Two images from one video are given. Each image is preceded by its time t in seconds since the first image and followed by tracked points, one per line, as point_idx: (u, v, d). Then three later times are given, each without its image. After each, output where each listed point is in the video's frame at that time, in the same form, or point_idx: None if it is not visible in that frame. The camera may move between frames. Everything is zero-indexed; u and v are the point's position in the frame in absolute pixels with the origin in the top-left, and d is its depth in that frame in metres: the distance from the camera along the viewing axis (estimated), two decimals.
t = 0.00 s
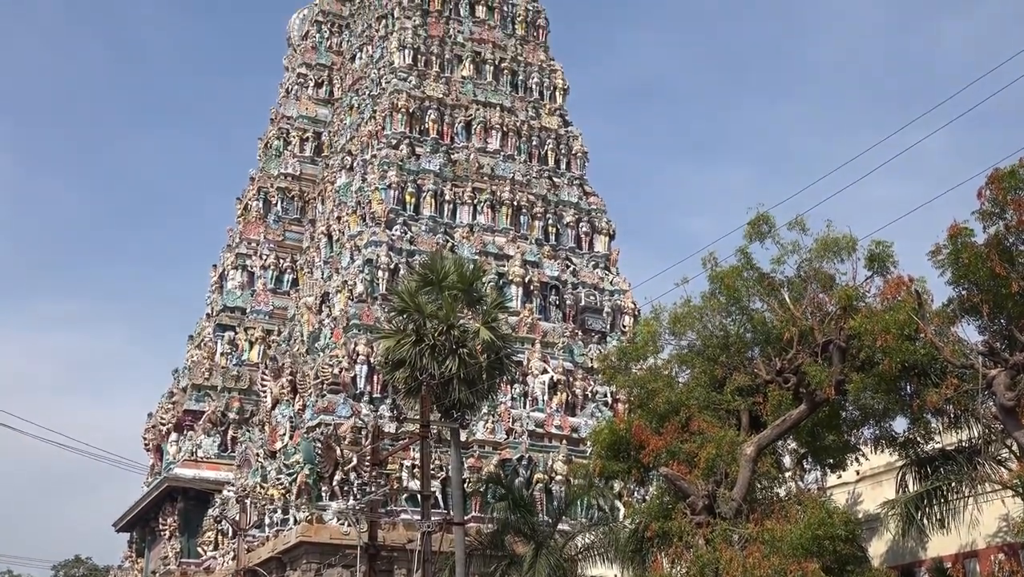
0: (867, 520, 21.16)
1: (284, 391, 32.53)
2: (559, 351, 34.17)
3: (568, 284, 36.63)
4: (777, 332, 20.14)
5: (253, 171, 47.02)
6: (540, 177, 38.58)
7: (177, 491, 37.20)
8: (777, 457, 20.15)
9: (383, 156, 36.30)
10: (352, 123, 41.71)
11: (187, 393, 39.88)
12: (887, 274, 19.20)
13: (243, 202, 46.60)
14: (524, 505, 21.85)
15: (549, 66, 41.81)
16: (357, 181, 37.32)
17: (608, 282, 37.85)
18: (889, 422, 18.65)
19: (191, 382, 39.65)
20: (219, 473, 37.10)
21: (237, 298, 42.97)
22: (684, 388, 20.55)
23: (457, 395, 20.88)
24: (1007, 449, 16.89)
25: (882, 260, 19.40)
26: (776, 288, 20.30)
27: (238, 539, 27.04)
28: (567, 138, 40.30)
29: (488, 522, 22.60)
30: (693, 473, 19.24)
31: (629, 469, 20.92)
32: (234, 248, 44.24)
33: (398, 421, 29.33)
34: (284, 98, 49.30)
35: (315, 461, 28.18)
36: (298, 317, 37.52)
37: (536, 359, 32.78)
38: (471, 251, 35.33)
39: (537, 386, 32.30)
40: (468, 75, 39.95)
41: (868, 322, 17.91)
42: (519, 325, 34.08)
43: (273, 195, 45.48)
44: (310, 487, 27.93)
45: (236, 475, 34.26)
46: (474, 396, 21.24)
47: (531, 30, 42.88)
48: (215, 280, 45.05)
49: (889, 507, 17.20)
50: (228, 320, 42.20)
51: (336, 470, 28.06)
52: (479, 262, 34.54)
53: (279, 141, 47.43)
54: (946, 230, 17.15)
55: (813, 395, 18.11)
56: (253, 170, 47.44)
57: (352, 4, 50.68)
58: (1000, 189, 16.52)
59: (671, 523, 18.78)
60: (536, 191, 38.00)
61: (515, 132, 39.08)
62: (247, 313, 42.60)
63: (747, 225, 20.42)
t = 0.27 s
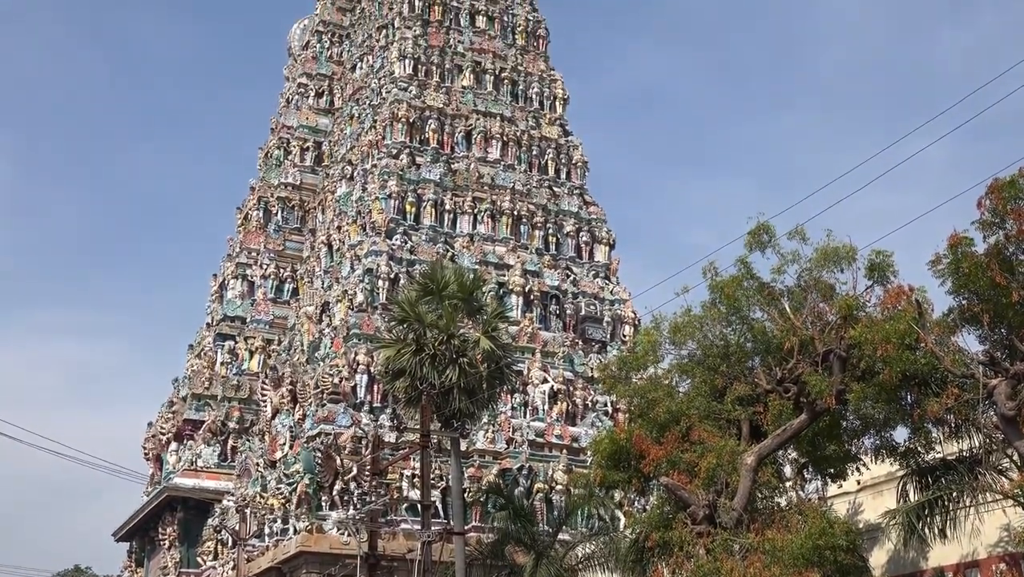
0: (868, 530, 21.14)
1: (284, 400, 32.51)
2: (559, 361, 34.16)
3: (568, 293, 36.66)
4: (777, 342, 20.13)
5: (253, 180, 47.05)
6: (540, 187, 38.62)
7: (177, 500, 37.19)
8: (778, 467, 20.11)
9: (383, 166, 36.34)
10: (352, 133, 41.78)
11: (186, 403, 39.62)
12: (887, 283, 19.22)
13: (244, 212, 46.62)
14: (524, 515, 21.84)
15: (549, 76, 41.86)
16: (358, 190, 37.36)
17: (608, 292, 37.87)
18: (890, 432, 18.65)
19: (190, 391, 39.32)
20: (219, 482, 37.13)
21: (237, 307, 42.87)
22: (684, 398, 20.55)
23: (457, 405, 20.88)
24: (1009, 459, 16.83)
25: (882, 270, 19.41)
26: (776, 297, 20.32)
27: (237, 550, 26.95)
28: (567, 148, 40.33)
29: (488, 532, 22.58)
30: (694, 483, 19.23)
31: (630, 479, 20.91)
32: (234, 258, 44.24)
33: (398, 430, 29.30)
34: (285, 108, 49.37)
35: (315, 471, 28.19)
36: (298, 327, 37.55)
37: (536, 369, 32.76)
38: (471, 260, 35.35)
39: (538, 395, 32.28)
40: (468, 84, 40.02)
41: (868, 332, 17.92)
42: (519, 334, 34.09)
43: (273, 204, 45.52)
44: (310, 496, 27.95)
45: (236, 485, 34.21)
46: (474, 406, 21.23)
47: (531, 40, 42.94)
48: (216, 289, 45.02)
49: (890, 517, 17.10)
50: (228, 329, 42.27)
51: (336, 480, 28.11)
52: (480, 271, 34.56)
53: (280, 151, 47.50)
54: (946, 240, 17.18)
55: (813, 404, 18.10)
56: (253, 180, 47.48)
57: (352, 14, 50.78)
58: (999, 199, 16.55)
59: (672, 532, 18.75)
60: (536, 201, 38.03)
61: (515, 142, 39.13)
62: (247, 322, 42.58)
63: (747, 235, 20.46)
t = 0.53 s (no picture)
0: (869, 539, 21.15)
1: (284, 410, 32.50)
2: (559, 370, 34.14)
3: (568, 303, 36.68)
4: (778, 352, 20.13)
5: (254, 190, 47.10)
6: (541, 197, 38.66)
7: (177, 510, 37.18)
8: (779, 477, 20.09)
9: (383, 175, 36.39)
10: (353, 143, 41.86)
11: (186, 413, 39.46)
12: (887, 293, 19.23)
13: (244, 221, 46.66)
14: (524, 524, 21.82)
15: (549, 86, 41.93)
16: (358, 200, 37.39)
17: (609, 302, 37.88)
18: (891, 441, 18.63)
19: (190, 402, 39.11)
20: (219, 492, 37.04)
21: (238, 317, 42.93)
22: (685, 407, 20.54)
23: (458, 414, 20.86)
24: (1010, 468, 16.77)
25: (882, 280, 19.43)
26: (777, 307, 20.34)
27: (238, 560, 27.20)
28: (567, 157, 40.37)
29: (489, 543, 22.47)
30: (694, 493, 19.21)
31: (630, 489, 20.90)
32: (235, 267, 44.27)
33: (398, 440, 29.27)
34: (285, 118, 49.45)
35: (315, 481, 27.86)
36: (298, 337, 37.60)
37: (536, 378, 32.73)
38: (472, 270, 35.38)
39: (538, 405, 32.27)
40: (468, 95, 40.09)
41: (869, 341, 17.93)
42: (519, 344, 34.09)
43: (274, 214, 45.56)
44: (310, 506, 27.60)
45: (236, 494, 34.19)
46: (474, 416, 21.14)
47: (532, 51, 43.03)
48: (216, 299, 45.03)
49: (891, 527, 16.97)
50: (228, 338, 42.28)
51: (336, 489, 27.95)
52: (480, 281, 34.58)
53: (280, 161, 47.59)
54: (947, 250, 17.20)
55: (813, 414, 18.09)
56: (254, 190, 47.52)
57: (353, 24, 50.89)
58: (999, 209, 16.58)
59: (673, 542, 18.73)
60: (537, 211, 38.04)
61: (516, 152, 39.18)
62: (247, 331, 42.60)
63: (747, 244, 20.49)
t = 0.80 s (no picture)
0: (870, 549, 21.15)
1: (284, 420, 32.38)
2: (560, 381, 34.12)
3: (569, 312, 36.66)
4: (779, 361, 20.10)
5: (254, 200, 47.13)
6: (542, 207, 38.71)
7: (177, 520, 37.13)
8: (780, 486, 20.04)
9: (383, 186, 36.42)
10: (353, 153, 41.91)
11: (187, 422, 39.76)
12: (888, 303, 19.24)
13: (245, 231, 46.67)
14: (525, 535, 21.80)
15: (549, 97, 42.01)
16: (359, 210, 37.40)
17: (609, 312, 37.88)
18: (892, 451, 18.63)
19: (191, 411, 39.48)
20: (219, 502, 36.91)
21: (238, 327, 42.94)
22: (686, 417, 20.51)
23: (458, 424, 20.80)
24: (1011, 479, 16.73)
25: (883, 290, 19.43)
26: (778, 317, 20.32)
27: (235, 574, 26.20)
28: (568, 168, 40.42)
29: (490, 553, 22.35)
30: (695, 503, 19.19)
31: (631, 499, 20.86)
32: (235, 278, 44.27)
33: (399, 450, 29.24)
34: (286, 128, 49.53)
35: (316, 490, 27.75)
36: (298, 347, 37.63)
37: (538, 389, 32.71)
38: (472, 280, 35.38)
39: (538, 415, 32.24)
40: (469, 105, 40.17)
41: (869, 351, 17.94)
42: (520, 354, 34.08)
43: (274, 224, 45.59)
44: (311, 516, 27.56)
45: (236, 504, 34.14)
46: (474, 426, 21.17)
47: (532, 61, 43.12)
48: (217, 309, 45.00)
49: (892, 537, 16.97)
50: (229, 348, 42.18)
51: (336, 499, 27.86)
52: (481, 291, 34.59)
53: (281, 171, 47.63)
54: (947, 260, 17.24)
55: (814, 424, 18.07)
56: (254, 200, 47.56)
57: (354, 35, 51.00)
58: (1000, 219, 16.60)
59: (674, 552, 18.69)
60: (537, 221, 38.05)
61: (516, 162, 39.23)
62: (248, 341, 42.61)
63: (747, 254, 20.51)
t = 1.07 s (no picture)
0: (872, 561, 21.18)
1: (285, 429, 32.12)
2: (561, 391, 34.10)
3: (569, 322, 36.66)
4: (780, 371, 20.07)
5: (256, 211, 47.17)
6: (542, 218, 38.76)
7: (177, 530, 37.12)
8: (781, 496, 20.00)
9: (384, 196, 36.47)
10: (355, 163, 41.96)
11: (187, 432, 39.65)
12: (889, 313, 19.26)
13: (246, 241, 46.71)
14: (526, 545, 21.83)
15: (550, 107, 42.11)
16: (360, 220, 37.41)
17: (610, 322, 37.89)
18: (893, 461, 18.61)
19: (191, 421, 39.35)
20: (219, 512, 36.92)
21: (239, 337, 42.99)
22: (687, 427, 20.50)
23: (459, 434, 20.77)
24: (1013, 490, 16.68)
25: (884, 300, 19.45)
26: (778, 327, 20.37)
27: None
28: (568, 178, 40.49)
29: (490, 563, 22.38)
30: (696, 513, 19.17)
31: (632, 509, 20.86)
32: (236, 288, 44.28)
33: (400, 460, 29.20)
34: (287, 139, 49.64)
35: (316, 501, 27.72)
36: (299, 357, 37.69)
37: (539, 398, 32.68)
38: (473, 290, 35.40)
39: (539, 425, 32.21)
40: (470, 116, 40.25)
41: (870, 362, 17.95)
42: (520, 364, 34.08)
43: (275, 234, 45.62)
44: (311, 527, 27.60)
45: (236, 514, 34.13)
46: (476, 436, 21.05)
47: (533, 72, 43.23)
48: (218, 319, 45.00)
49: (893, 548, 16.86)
50: (229, 358, 42.25)
51: (336, 509, 28.02)
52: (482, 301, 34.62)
53: (282, 181, 47.69)
54: (948, 269, 17.28)
55: (815, 434, 18.04)
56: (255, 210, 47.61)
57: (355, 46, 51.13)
58: (1000, 229, 16.62)
59: (675, 563, 18.65)
60: (538, 231, 38.10)
61: (517, 172, 39.26)
62: (248, 351, 42.62)
63: (748, 265, 20.54)
